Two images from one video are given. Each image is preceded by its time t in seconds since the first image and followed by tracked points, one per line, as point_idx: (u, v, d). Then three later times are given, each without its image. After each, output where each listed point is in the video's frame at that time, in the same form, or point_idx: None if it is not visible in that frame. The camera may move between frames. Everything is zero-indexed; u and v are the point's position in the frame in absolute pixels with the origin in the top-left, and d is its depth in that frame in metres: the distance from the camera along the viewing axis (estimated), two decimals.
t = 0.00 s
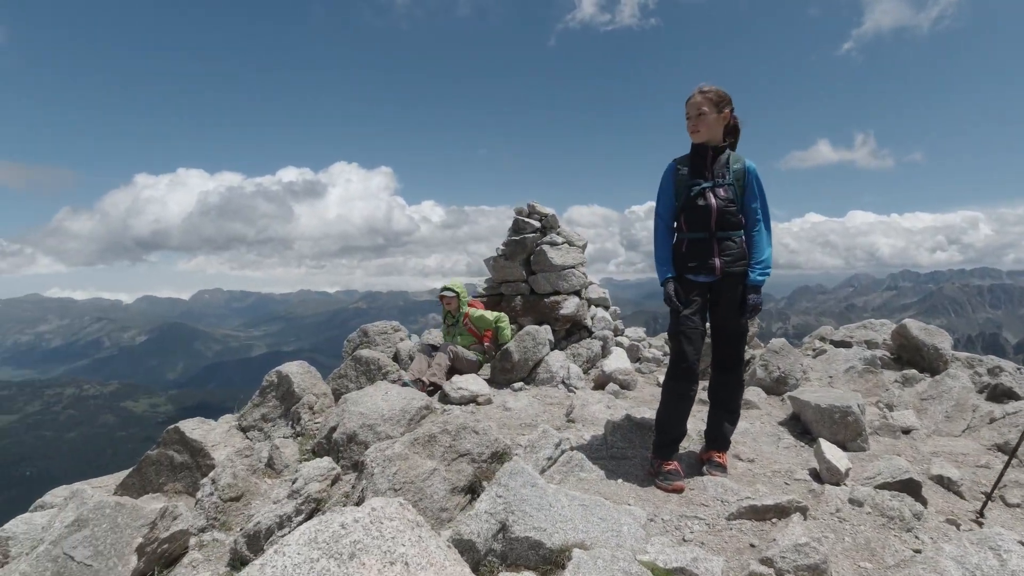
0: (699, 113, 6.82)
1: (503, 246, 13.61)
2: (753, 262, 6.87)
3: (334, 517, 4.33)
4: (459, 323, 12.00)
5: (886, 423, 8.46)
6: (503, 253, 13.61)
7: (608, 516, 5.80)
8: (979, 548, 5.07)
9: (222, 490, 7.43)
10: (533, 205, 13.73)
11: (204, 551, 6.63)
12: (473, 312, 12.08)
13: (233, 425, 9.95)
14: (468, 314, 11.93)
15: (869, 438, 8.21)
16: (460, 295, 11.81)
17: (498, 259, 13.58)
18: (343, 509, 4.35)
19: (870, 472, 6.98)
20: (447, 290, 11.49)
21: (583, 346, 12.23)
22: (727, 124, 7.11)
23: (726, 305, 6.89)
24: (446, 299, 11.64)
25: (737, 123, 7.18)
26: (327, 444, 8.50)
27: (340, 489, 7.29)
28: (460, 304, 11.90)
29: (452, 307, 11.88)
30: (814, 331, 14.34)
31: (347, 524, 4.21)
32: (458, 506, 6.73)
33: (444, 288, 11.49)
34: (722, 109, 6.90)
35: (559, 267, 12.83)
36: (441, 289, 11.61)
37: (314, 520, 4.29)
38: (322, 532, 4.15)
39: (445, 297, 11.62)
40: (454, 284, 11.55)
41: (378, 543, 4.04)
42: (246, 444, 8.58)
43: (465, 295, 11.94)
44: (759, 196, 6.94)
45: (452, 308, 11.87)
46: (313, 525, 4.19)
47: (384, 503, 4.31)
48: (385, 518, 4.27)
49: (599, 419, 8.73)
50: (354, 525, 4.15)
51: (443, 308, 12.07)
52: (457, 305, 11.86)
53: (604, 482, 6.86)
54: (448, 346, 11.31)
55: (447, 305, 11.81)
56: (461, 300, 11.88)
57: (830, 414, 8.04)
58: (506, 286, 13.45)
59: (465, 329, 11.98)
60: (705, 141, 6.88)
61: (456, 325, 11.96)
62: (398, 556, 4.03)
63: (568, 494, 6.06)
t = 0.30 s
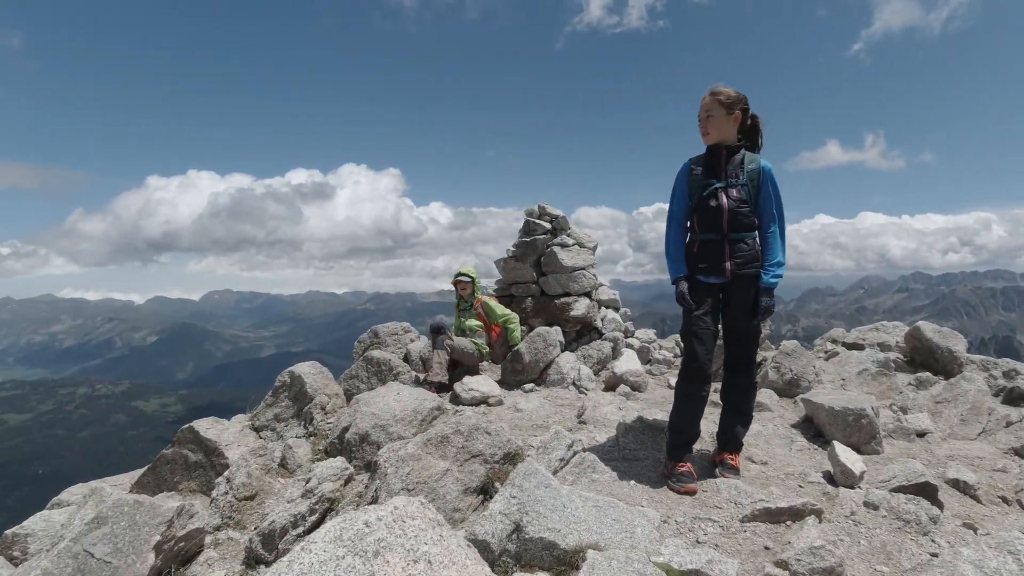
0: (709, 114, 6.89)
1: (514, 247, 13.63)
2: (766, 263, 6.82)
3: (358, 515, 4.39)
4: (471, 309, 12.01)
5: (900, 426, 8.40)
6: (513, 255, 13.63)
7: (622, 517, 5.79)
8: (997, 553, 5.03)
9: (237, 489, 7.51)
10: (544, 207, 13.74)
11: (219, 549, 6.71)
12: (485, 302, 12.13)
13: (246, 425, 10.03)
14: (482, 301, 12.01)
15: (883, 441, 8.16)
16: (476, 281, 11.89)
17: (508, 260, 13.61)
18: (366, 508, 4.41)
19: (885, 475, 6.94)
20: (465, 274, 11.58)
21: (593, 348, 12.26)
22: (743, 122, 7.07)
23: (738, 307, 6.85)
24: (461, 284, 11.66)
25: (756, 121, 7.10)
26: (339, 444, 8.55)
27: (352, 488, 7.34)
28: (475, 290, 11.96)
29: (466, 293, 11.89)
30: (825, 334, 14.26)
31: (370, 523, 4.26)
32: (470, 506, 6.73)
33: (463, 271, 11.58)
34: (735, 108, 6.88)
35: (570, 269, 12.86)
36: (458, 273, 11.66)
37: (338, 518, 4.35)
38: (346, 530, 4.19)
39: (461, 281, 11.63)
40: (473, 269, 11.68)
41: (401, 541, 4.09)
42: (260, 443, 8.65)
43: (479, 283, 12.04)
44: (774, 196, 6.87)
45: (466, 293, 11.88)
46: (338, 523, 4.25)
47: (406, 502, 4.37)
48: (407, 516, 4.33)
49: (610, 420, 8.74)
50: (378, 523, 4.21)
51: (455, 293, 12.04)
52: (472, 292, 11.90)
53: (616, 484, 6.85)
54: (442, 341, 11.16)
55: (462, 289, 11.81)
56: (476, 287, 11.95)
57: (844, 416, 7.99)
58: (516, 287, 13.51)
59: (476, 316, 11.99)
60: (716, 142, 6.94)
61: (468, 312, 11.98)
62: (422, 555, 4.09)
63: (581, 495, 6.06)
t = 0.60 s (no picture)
0: (719, 117, 6.97)
1: (525, 249, 13.64)
2: (774, 266, 6.67)
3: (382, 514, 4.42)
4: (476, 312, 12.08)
5: (917, 429, 8.32)
6: (525, 256, 13.64)
7: (637, 519, 5.77)
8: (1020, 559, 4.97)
9: (252, 488, 7.56)
10: (556, 209, 13.74)
11: (235, 548, 6.76)
12: (490, 304, 12.17)
13: (260, 425, 10.12)
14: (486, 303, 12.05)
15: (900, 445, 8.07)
16: (478, 284, 11.94)
17: (520, 262, 13.62)
18: (390, 508, 4.43)
19: (902, 479, 6.87)
20: (468, 276, 11.66)
21: (605, 349, 12.31)
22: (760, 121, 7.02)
23: (746, 309, 6.79)
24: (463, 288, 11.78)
25: (774, 120, 7.02)
26: (352, 444, 8.58)
27: (366, 488, 7.36)
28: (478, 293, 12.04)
29: (470, 296, 12.01)
30: (839, 336, 14.15)
31: (394, 522, 4.30)
32: (484, 507, 6.72)
33: (466, 274, 11.65)
34: (747, 109, 6.87)
35: (582, 270, 12.88)
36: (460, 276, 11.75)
37: (362, 517, 4.38)
38: (371, 529, 4.22)
39: (463, 284, 11.75)
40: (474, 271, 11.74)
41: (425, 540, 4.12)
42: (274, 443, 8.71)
43: (483, 286, 12.08)
44: (787, 197, 6.66)
45: (470, 296, 11.97)
46: (362, 522, 4.29)
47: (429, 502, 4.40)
48: (430, 516, 4.36)
49: (623, 422, 8.73)
50: (401, 522, 4.24)
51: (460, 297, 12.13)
52: (474, 295, 11.98)
53: (630, 485, 6.83)
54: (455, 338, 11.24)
55: (465, 293, 11.90)
56: (479, 290, 12.02)
57: (860, 419, 7.91)
58: (528, 288, 13.55)
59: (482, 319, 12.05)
60: (728, 144, 6.98)
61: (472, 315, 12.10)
62: (445, 554, 4.12)
63: (596, 496, 6.05)
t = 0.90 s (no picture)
0: (738, 116, 6.91)
1: (540, 250, 13.63)
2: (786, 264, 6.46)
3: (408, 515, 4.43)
4: (482, 312, 11.82)
5: (940, 433, 8.18)
6: (540, 257, 13.63)
7: (656, 522, 5.72)
8: None
9: (270, 487, 7.62)
10: (571, 210, 13.71)
11: (254, 546, 6.83)
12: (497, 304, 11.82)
13: (276, 425, 10.20)
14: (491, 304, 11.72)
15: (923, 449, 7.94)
16: (483, 284, 11.62)
17: (535, 263, 13.62)
18: (415, 508, 4.43)
19: (926, 484, 6.75)
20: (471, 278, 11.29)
21: (620, 351, 12.35)
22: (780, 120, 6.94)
23: (762, 311, 6.71)
24: (466, 287, 11.50)
25: (795, 118, 6.92)
26: (368, 444, 8.62)
27: (383, 488, 7.38)
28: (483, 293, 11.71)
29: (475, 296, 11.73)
30: (858, 338, 13.97)
31: (420, 522, 4.30)
32: (501, 508, 6.71)
33: (467, 275, 11.28)
34: (766, 107, 6.80)
35: (597, 271, 12.86)
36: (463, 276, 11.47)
37: (388, 517, 4.38)
38: (398, 529, 4.23)
39: (467, 284, 11.48)
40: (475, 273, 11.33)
41: (451, 541, 4.13)
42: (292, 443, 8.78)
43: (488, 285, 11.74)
44: (805, 196, 6.50)
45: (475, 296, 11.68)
46: (389, 522, 4.30)
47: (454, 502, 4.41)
48: (455, 517, 4.36)
49: (639, 424, 8.70)
50: (427, 522, 4.24)
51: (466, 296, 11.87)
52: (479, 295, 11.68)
53: (647, 488, 6.78)
54: (466, 347, 11.16)
55: (470, 293, 11.62)
56: (485, 290, 11.70)
57: (882, 423, 7.80)
58: (543, 289, 13.55)
59: (488, 319, 11.80)
60: (747, 144, 6.91)
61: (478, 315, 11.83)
62: (471, 555, 4.13)
63: (614, 499, 6.02)
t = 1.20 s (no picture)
0: (779, 109, 6.68)
1: (557, 251, 13.62)
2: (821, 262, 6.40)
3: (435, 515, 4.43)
4: (495, 281, 11.81)
5: (967, 438, 8.02)
6: (557, 259, 13.63)
7: (676, 525, 5.68)
8: None
9: (291, 486, 7.71)
10: (588, 211, 13.68)
11: (275, 544, 6.91)
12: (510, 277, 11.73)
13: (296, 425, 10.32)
14: (506, 274, 11.76)
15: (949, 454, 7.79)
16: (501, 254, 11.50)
17: (552, 264, 13.62)
18: (441, 508, 4.44)
19: (953, 489, 6.61)
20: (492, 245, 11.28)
21: (637, 352, 12.39)
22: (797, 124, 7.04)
23: (784, 311, 6.68)
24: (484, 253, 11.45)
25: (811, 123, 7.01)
26: (387, 444, 8.68)
27: (402, 489, 7.42)
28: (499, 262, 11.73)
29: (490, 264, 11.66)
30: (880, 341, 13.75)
31: (445, 522, 4.31)
32: (520, 509, 6.72)
33: (489, 242, 11.26)
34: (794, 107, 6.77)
35: (615, 273, 12.83)
36: (482, 241, 11.46)
37: (414, 517, 4.39)
38: (423, 529, 4.24)
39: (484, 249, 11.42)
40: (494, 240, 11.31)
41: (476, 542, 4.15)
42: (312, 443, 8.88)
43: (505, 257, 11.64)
44: (830, 196, 6.56)
45: (490, 264, 11.65)
46: (415, 521, 4.31)
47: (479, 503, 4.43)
48: (479, 517, 4.38)
49: (658, 426, 8.65)
50: (452, 523, 4.25)
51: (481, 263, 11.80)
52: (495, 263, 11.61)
53: (666, 491, 6.73)
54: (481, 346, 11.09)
55: (487, 261, 11.56)
56: (501, 260, 11.61)
57: (906, 427, 7.65)
58: (560, 290, 13.56)
59: (500, 289, 11.79)
60: (783, 139, 6.74)
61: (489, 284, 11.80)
62: (496, 556, 4.16)
63: (634, 501, 6.00)
